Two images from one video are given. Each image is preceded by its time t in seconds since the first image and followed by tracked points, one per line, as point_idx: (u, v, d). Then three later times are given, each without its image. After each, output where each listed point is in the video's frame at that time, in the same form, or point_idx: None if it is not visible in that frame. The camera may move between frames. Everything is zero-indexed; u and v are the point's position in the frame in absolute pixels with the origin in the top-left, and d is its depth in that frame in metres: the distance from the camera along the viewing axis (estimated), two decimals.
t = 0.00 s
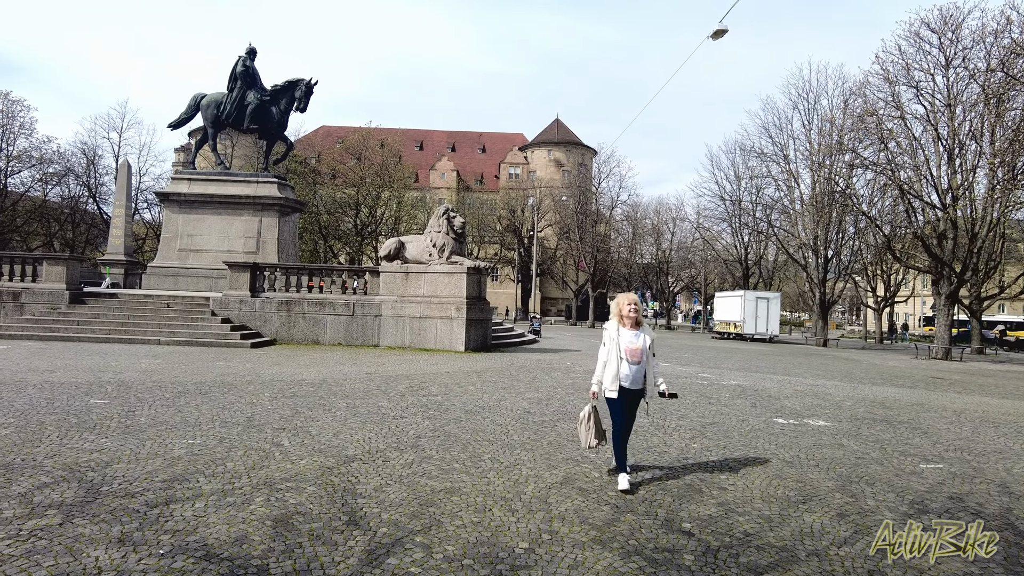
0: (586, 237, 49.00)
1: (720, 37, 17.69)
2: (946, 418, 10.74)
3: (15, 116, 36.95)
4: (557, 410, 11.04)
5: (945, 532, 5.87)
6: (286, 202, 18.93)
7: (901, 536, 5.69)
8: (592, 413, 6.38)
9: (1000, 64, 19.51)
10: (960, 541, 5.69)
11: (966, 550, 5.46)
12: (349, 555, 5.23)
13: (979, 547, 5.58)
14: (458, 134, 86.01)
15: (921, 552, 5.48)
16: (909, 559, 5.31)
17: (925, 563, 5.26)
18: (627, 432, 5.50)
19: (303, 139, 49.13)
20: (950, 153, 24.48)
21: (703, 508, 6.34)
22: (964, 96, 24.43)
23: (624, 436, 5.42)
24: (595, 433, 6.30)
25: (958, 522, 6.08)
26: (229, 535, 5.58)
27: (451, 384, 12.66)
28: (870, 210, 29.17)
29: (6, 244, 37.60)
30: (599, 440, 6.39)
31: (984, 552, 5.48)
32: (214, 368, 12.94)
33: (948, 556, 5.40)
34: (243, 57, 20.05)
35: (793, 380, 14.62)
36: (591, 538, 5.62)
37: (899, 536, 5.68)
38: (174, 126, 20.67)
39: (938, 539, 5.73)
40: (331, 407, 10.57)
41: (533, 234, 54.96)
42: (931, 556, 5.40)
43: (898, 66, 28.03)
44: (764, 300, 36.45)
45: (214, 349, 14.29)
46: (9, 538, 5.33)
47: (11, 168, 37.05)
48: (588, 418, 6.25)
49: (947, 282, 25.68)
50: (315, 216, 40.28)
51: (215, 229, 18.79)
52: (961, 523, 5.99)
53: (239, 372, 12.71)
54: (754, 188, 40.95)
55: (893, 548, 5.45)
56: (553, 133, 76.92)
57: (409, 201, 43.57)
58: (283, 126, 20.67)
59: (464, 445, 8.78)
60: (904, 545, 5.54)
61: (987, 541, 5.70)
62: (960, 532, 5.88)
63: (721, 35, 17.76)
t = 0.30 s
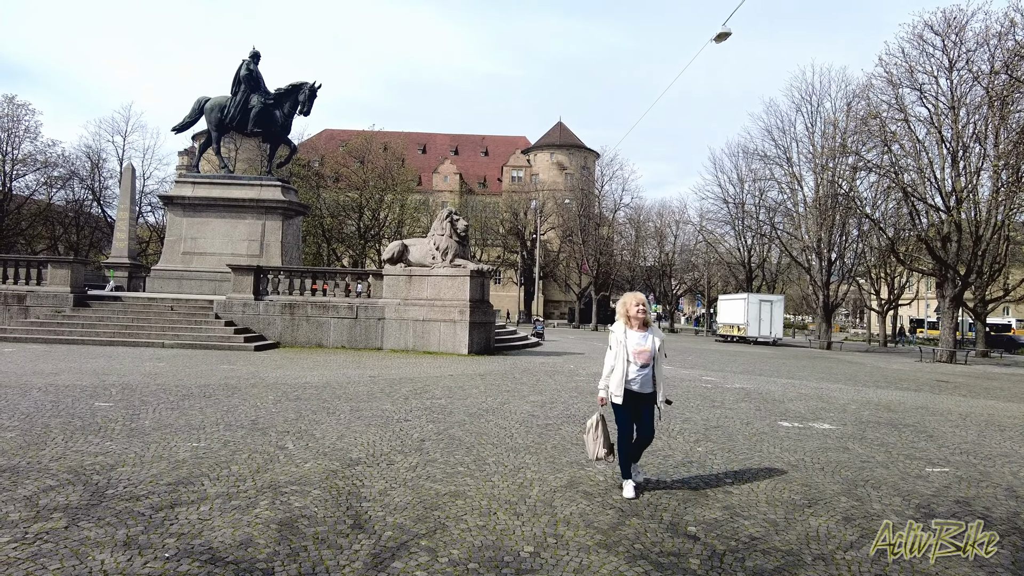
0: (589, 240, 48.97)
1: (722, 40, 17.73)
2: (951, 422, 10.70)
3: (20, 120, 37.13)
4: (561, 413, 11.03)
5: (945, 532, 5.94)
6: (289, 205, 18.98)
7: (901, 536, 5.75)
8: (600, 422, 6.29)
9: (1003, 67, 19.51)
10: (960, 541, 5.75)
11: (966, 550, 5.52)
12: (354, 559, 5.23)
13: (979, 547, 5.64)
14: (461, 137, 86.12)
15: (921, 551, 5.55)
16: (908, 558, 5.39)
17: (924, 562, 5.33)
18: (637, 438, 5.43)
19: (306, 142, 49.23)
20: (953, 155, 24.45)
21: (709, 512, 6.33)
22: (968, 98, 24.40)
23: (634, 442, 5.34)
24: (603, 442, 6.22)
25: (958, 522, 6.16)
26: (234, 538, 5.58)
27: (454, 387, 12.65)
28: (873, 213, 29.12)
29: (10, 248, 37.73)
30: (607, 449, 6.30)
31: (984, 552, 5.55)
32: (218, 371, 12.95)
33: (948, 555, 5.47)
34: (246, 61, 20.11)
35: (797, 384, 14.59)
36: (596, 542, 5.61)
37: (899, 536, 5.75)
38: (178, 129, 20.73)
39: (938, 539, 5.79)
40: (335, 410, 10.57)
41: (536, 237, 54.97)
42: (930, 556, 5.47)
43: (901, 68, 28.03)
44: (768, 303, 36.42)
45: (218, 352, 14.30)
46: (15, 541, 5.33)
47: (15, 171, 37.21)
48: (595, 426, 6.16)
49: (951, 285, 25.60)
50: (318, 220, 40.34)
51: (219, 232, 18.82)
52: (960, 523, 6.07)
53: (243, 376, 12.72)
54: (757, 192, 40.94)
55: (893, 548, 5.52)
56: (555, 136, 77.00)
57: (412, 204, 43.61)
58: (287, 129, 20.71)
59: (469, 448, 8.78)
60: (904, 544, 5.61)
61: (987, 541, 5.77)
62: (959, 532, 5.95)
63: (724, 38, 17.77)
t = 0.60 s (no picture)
0: (593, 244, 48.93)
1: (726, 44, 17.73)
2: (958, 427, 10.65)
3: (26, 124, 37.35)
4: (566, 418, 11.02)
5: (945, 531, 6.10)
6: (293, 209, 19.01)
7: (901, 536, 5.89)
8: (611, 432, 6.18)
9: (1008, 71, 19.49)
10: (960, 541, 5.89)
11: (966, 550, 5.66)
12: (359, 565, 5.22)
13: (978, 547, 5.79)
14: (464, 141, 86.27)
15: (923, 552, 5.66)
16: (908, 558, 5.50)
17: (924, 561, 5.45)
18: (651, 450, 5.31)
19: (310, 146, 49.37)
20: (959, 158, 24.39)
21: (715, 518, 6.29)
22: (972, 101, 24.35)
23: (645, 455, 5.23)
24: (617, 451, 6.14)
25: (958, 522, 6.32)
26: (240, 543, 5.59)
27: (459, 392, 12.65)
28: (878, 217, 29.04)
29: (16, 251, 37.90)
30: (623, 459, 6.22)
31: (984, 552, 5.68)
32: (223, 375, 12.98)
33: (947, 555, 5.59)
34: (251, 65, 20.18)
35: (803, 388, 14.53)
36: (602, 548, 5.59)
37: (899, 536, 5.87)
38: (183, 133, 20.80)
39: (938, 539, 5.92)
40: (339, 415, 10.57)
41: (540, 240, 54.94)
42: (930, 556, 5.59)
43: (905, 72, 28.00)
44: (772, 306, 36.36)
45: (222, 356, 14.33)
46: (22, 546, 5.34)
47: (21, 175, 37.41)
48: (606, 437, 6.09)
49: (956, 289, 25.50)
50: (322, 223, 40.40)
51: (224, 236, 18.87)
52: (960, 523, 6.22)
53: (247, 380, 12.73)
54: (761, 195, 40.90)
55: (893, 548, 5.65)
56: (559, 140, 77.03)
57: (416, 207, 43.66)
58: (291, 133, 20.77)
59: (473, 453, 8.77)
60: (904, 545, 5.73)
61: (986, 540, 5.92)
62: (959, 531, 6.11)
63: (727, 42, 17.77)
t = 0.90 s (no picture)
0: (598, 250, 48.91)
1: (732, 51, 17.76)
2: (967, 435, 10.58)
3: (36, 131, 37.69)
4: (573, 425, 10.99)
5: (945, 531, 6.28)
6: (300, 216, 19.08)
7: (901, 537, 6.06)
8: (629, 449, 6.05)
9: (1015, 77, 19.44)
10: (960, 541, 6.07)
11: (965, 549, 5.83)
12: (368, 573, 5.22)
13: (977, 546, 5.98)
14: (469, 147, 86.47)
15: (926, 554, 5.78)
16: (907, 558, 5.66)
17: (923, 561, 5.61)
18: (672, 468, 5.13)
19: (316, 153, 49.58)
20: (966, 164, 24.31)
21: (723, 526, 6.26)
22: (979, 107, 24.29)
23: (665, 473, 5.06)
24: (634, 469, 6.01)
25: (959, 523, 6.52)
26: (249, 550, 5.59)
27: (465, 398, 12.65)
28: (885, 223, 28.94)
29: (25, 257, 38.16)
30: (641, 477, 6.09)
31: (983, 552, 5.85)
32: (229, 381, 13.02)
33: (948, 555, 5.74)
34: (258, 73, 20.29)
35: (810, 395, 14.46)
36: (610, 556, 5.57)
37: (900, 537, 6.05)
38: (190, 141, 20.91)
39: (938, 539, 6.10)
40: (346, 422, 10.58)
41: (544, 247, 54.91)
42: (929, 555, 5.75)
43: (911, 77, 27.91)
44: (779, 313, 36.26)
45: (229, 363, 14.36)
46: (32, 553, 5.36)
47: (31, 182, 37.71)
48: (623, 454, 5.98)
49: (964, 295, 25.37)
50: (328, 230, 40.51)
51: (231, 243, 18.95)
52: (958, 521, 6.47)
53: (255, 386, 12.76)
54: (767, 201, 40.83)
55: (893, 548, 5.82)
56: (564, 146, 77.13)
57: (421, 213, 43.77)
58: (298, 140, 20.86)
59: (480, 460, 8.77)
60: (904, 545, 5.90)
61: (984, 539, 6.14)
62: (959, 530, 6.31)
63: (732, 49, 17.82)
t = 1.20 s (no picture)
0: (608, 258, 48.84)
1: (741, 59, 17.74)
2: (984, 446, 10.44)
3: (52, 142, 38.24)
4: (584, 435, 10.95)
5: (944, 531, 6.55)
6: (311, 225, 19.20)
7: (902, 537, 6.28)
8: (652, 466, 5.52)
9: None
10: (959, 540, 6.31)
11: (966, 551, 6.03)
12: None
13: (980, 548, 6.18)
14: (479, 156, 86.77)
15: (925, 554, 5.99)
16: (908, 558, 5.85)
17: (923, 560, 5.81)
18: (692, 485, 4.92)
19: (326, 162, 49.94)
20: (979, 171, 24.13)
21: (736, 538, 6.20)
22: (992, 113, 24.14)
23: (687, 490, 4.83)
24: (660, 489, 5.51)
25: (958, 523, 6.81)
26: (261, 560, 5.59)
27: (476, 407, 12.64)
28: (896, 230, 28.75)
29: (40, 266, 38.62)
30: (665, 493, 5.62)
31: (985, 553, 6.05)
32: (242, 390, 13.08)
33: (947, 554, 5.97)
34: (270, 83, 20.48)
35: (823, 405, 14.33)
36: (623, 568, 5.53)
37: (900, 537, 6.27)
38: (202, 151, 21.11)
39: (938, 539, 6.33)
40: (357, 430, 10.61)
41: (554, 255, 54.94)
42: (930, 557, 5.94)
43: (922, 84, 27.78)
44: (790, 321, 36.08)
45: (241, 371, 14.43)
46: (48, 561, 5.39)
47: (46, 192, 38.23)
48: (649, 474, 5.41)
49: (979, 303, 25.13)
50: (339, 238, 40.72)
51: (242, 252, 19.07)
52: (958, 521, 6.76)
53: (266, 395, 12.81)
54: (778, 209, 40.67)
55: (893, 548, 6.02)
56: (573, 154, 77.23)
57: (431, 222, 43.93)
58: (309, 150, 21.00)
59: (491, 470, 8.74)
60: (904, 545, 6.11)
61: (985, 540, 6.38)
62: (960, 531, 6.56)
63: (742, 57, 17.79)
